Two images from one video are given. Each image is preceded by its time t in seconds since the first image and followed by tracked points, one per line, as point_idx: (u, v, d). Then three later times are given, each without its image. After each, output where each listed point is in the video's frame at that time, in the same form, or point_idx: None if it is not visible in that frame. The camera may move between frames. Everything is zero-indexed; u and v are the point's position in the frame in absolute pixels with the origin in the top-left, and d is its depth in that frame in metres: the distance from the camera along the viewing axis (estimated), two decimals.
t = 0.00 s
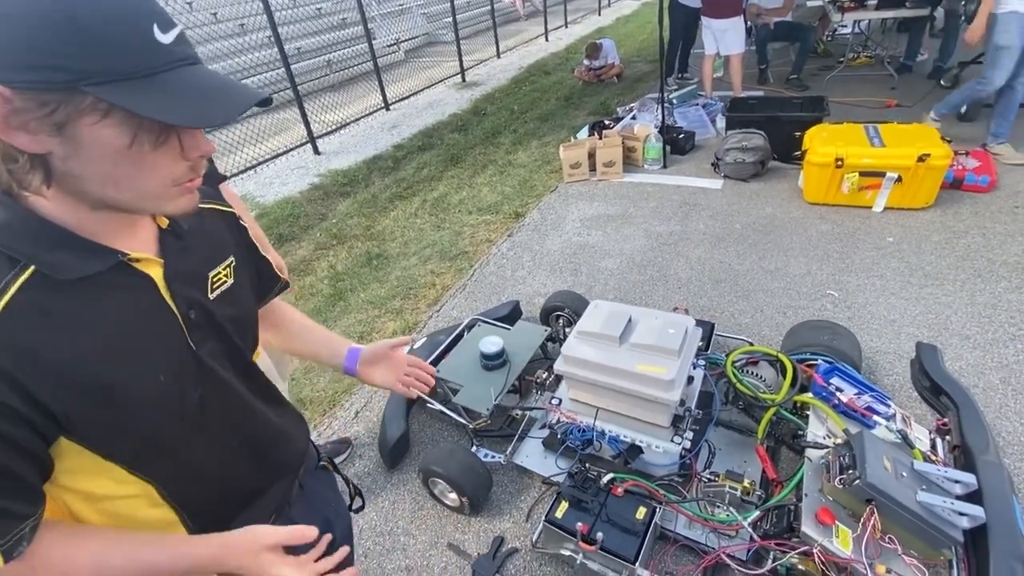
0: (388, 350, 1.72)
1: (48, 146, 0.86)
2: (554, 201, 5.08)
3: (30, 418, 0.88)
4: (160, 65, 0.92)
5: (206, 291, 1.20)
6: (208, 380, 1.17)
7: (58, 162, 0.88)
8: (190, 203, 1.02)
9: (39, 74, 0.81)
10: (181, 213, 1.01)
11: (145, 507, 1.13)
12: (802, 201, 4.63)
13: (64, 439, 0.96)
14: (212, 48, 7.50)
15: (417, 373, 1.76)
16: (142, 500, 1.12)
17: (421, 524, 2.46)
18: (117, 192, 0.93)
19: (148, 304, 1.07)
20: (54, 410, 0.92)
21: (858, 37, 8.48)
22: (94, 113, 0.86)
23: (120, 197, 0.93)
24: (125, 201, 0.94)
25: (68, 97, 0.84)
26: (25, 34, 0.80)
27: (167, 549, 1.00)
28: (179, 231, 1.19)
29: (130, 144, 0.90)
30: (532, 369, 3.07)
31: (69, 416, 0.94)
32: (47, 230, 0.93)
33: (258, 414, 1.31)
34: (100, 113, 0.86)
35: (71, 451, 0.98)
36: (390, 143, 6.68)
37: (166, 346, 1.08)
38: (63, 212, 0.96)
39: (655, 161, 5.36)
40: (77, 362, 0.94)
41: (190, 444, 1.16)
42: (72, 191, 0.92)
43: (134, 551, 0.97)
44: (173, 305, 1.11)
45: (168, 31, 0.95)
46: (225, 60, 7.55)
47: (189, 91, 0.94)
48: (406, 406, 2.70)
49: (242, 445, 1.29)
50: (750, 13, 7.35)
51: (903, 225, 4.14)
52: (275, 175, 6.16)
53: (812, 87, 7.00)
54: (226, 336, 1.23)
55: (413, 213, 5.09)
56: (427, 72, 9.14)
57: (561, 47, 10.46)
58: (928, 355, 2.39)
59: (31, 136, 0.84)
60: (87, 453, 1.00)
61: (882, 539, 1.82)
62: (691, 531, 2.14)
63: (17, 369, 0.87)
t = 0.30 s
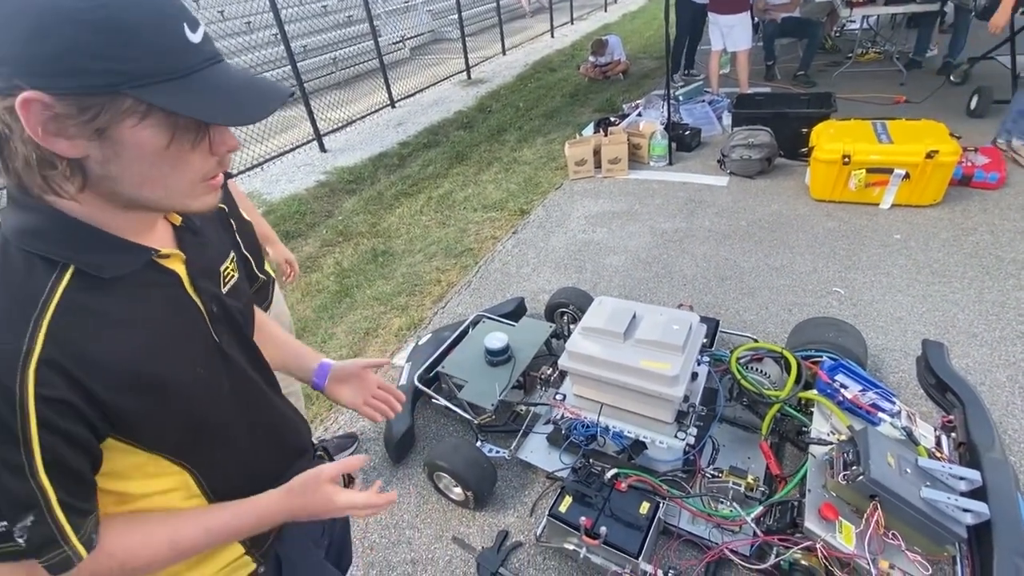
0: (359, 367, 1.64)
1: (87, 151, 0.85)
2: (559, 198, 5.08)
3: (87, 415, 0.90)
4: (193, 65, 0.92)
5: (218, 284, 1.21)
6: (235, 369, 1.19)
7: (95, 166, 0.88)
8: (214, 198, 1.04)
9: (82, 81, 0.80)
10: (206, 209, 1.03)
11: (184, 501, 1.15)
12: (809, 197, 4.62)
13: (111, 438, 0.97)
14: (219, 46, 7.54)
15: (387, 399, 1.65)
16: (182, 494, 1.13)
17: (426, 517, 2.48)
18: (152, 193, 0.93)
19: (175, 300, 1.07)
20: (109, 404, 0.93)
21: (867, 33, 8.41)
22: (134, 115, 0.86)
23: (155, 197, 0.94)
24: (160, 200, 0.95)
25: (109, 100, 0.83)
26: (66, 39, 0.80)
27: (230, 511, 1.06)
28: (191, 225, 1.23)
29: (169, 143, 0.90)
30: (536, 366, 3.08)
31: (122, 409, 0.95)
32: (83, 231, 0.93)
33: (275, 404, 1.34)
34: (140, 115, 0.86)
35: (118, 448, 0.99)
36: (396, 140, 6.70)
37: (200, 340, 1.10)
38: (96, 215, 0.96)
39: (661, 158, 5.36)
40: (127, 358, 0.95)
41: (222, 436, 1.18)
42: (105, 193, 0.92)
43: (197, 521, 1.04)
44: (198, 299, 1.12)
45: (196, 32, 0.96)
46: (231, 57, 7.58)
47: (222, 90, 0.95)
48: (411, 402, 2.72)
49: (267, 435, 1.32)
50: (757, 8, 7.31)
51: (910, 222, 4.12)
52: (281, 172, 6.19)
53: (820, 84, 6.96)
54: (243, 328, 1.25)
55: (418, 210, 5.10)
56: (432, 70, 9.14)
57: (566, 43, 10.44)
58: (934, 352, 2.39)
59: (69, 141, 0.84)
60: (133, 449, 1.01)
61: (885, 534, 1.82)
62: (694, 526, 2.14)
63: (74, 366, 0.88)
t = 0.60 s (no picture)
0: (366, 395, 1.62)
1: (98, 151, 0.82)
2: (562, 196, 5.09)
3: (139, 431, 0.89)
4: (210, 61, 0.89)
5: (229, 290, 1.20)
6: (258, 376, 1.20)
7: (104, 167, 0.84)
8: (219, 201, 1.01)
9: (95, 74, 0.77)
10: (210, 213, 1.00)
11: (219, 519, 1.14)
12: (812, 194, 4.61)
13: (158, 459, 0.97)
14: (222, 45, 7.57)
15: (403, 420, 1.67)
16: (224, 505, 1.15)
17: (428, 513, 2.49)
18: (166, 197, 0.90)
19: (195, 310, 1.05)
20: (156, 418, 0.92)
21: (871, 30, 8.38)
22: (152, 112, 0.83)
23: (168, 201, 0.91)
24: (175, 202, 0.91)
25: (127, 96, 0.80)
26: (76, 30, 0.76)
27: (295, 508, 1.06)
28: (194, 231, 1.24)
29: (186, 143, 0.88)
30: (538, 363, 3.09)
31: (168, 423, 0.95)
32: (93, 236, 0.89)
33: (296, 412, 1.34)
34: (158, 112, 0.84)
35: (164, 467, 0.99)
36: (398, 138, 6.71)
37: (229, 347, 1.11)
38: (103, 221, 0.92)
39: (663, 156, 5.36)
40: (173, 370, 0.95)
41: (253, 445, 1.18)
42: (115, 199, 0.89)
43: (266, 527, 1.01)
44: (217, 306, 1.12)
45: (211, 27, 0.94)
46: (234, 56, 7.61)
47: (237, 86, 0.92)
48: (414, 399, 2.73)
49: (294, 443, 1.33)
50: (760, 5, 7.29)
51: (913, 219, 4.11)
52: (284, 171, 6.21)
53: (823, 81, 6.94)
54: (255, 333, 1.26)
55: (421, 208, 5.11)
56: (434, 68, 9.15)
57: (569, 41, 10.43)
58: (936, 349, 2.39)
59: (80, 140, 0.80)
60: (179, 467, 1.02)
61: (886, 530, 1.84)
62: (695, 523, 2.15)
63: (123, 382, 0.87)
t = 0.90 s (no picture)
0: (382, 391, 1.67)
1: (94, 162, 0.80)
2: (561, 194, 5.08)
3: (158, 475, 0.88)
4: (210, 57, 0.89)
5: (236, 308, 1.19)
6: (273, 396, 1.19)
7: (101, 181, 0.82)
8: (222, 210, 1.00)
9: (90, 76, 0.76)
10: (213, 224, 0.99)
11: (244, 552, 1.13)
12: (811, 192, 4.61)
13: (180, 503, 0.98)
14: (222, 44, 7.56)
15: (421, 413, 1.71)
16: (251, 538, 1.15)
17: (427, 512, 2.50)
18: (167, 211, 0.89)
19: (205, 335, 1.05)
20: (177, 460, 0.92)
21: (871, 27, 8.37)
22: (154, 116, 0.82)
23: (168, 214, 0.89)
24: (178, 216, 0.91)
25: (125, 98, 0.79)
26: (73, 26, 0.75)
27: (316, 538, 1.07)
28: (193, 246, 1.24)
29: (189, 149, 0.87)
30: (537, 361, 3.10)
31: (189, 462, 0.94)
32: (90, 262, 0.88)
33: (316, 434, 1.34)
34: (159, 115, 0.83)
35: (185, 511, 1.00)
36: (397, 137, 6.70)
37: (243, 373, 1.10)
38: (98, 245, 0.90)
39: (662, 154, 5.35)
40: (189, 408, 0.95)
41: (275, 472, 1.18)
42: (113, 216, 0.87)
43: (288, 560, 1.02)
44: (227, 326, 1.12)
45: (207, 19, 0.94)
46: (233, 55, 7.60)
47: (237, 82, 0.91)
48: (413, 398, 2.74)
49: (317, 465, 1.33)
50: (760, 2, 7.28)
51: (913, 216, 4.11)
52: (284, 170, 6.21)
53: (823, 78, 6.93)
54: (267, 350, 1.25)
55: (420, 207, 5.11)
56: (434, 67, 9.15)
57: (568, 39, 10.42)
58: (935, 347, 2.39)
59: (74, 151, 0.78)
60: (200, 509, 1.02)
61: (884, 528, 1.85)
62: (694, 521, 2.15)
63: (139, 425, 0.86)
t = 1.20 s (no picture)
0: (391, 402, 1.68)
1: (66, 184, 0.78)
2: (559, 193, 5.09)
3: (174, 522, 0.88)
4: (182, 56, 0.87)
5: (235, 330, 1.19)
6: (283, 422, 1.19)
7: (77, 207, 0.80)
8: (211, 224, 0.99)
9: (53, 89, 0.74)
10: (202, 241, 0.98)
11: None
12: (809, 190, 4.62)
13: (201, 546, 0.97)
14: (219, 44, 7.55)
15: (433, 418, 1.75)
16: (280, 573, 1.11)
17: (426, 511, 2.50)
18: (151, 231, 0.88)
19: (214, 366, 1.06)
20: (194, 504, 0.92)
21: (868, 25, 8.37)
22: (126, 126, 0.81)
23: (154, 235, 0.89)
24: (167, 235, 0.90)
25: (93, 109, 0.77)
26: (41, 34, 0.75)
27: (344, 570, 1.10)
28: (187, 270, 1.29)
29: (169, 159, 0.86)
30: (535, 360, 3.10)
31: (206, 504, 0.94)
32: (82, 304, 0.88)
33: (333, 459, 1.35)
34: (131, 125, 0.81)
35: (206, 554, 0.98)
36: (395, 137, 6.70)
37: (249, 400, 1.10)
38: (81, 279, 0.91)
39: (660, 153, 5.36)
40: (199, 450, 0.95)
41: (296, 502, 1.18)
42: (97, 243, 0.85)
43: None
44: (230, 352, 1.13)
45: (169, 12, 0.92)
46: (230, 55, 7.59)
47: (212, 81, 0.90)
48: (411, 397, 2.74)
49: (338, 489, 1.33)
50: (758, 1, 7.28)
51: (910, 214, 4.12)
52: (282, 170, 6.21)
53: (820, 76, 6.94)
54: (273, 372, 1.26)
55: (418, 207, 5.11)
56: (431, 66, 9.15)
57: (566, 38, 10.42)
58: (932, 344, 2.39)
59: (43, 174, 0.76)
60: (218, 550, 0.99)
61: (881, 524, 1.84)
62: (692, 518, 2.17)
63: (149, 471, 0.86)
